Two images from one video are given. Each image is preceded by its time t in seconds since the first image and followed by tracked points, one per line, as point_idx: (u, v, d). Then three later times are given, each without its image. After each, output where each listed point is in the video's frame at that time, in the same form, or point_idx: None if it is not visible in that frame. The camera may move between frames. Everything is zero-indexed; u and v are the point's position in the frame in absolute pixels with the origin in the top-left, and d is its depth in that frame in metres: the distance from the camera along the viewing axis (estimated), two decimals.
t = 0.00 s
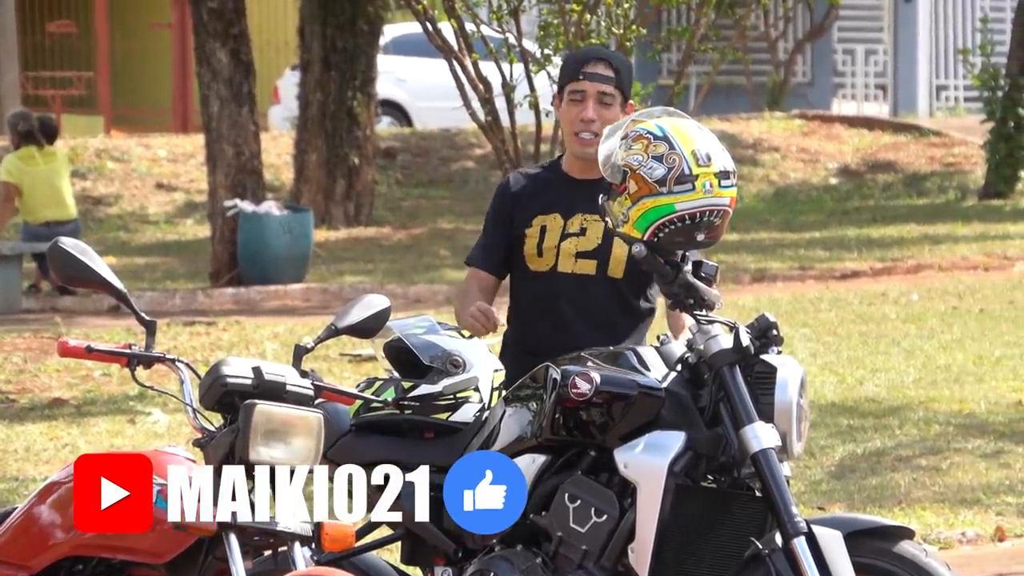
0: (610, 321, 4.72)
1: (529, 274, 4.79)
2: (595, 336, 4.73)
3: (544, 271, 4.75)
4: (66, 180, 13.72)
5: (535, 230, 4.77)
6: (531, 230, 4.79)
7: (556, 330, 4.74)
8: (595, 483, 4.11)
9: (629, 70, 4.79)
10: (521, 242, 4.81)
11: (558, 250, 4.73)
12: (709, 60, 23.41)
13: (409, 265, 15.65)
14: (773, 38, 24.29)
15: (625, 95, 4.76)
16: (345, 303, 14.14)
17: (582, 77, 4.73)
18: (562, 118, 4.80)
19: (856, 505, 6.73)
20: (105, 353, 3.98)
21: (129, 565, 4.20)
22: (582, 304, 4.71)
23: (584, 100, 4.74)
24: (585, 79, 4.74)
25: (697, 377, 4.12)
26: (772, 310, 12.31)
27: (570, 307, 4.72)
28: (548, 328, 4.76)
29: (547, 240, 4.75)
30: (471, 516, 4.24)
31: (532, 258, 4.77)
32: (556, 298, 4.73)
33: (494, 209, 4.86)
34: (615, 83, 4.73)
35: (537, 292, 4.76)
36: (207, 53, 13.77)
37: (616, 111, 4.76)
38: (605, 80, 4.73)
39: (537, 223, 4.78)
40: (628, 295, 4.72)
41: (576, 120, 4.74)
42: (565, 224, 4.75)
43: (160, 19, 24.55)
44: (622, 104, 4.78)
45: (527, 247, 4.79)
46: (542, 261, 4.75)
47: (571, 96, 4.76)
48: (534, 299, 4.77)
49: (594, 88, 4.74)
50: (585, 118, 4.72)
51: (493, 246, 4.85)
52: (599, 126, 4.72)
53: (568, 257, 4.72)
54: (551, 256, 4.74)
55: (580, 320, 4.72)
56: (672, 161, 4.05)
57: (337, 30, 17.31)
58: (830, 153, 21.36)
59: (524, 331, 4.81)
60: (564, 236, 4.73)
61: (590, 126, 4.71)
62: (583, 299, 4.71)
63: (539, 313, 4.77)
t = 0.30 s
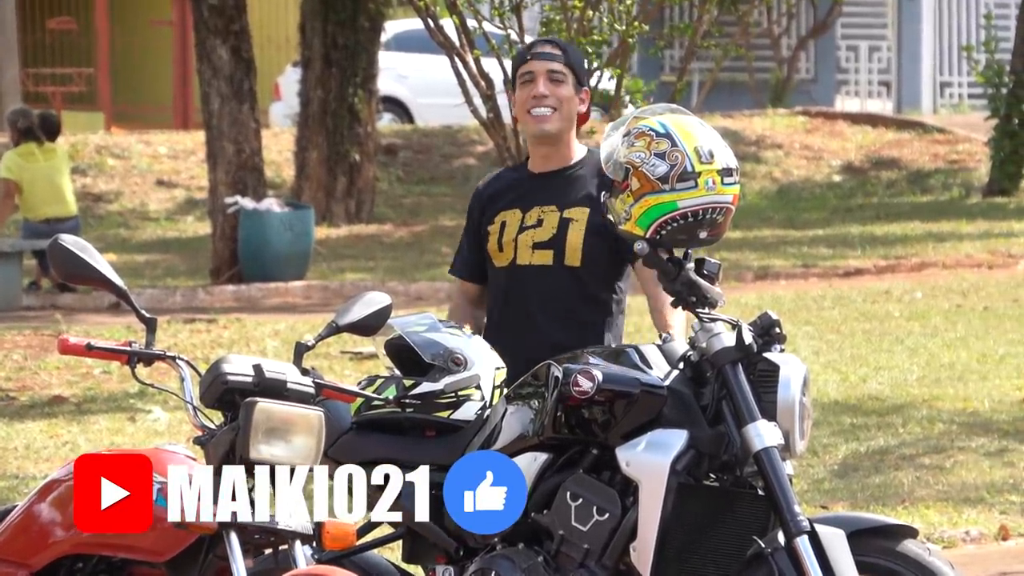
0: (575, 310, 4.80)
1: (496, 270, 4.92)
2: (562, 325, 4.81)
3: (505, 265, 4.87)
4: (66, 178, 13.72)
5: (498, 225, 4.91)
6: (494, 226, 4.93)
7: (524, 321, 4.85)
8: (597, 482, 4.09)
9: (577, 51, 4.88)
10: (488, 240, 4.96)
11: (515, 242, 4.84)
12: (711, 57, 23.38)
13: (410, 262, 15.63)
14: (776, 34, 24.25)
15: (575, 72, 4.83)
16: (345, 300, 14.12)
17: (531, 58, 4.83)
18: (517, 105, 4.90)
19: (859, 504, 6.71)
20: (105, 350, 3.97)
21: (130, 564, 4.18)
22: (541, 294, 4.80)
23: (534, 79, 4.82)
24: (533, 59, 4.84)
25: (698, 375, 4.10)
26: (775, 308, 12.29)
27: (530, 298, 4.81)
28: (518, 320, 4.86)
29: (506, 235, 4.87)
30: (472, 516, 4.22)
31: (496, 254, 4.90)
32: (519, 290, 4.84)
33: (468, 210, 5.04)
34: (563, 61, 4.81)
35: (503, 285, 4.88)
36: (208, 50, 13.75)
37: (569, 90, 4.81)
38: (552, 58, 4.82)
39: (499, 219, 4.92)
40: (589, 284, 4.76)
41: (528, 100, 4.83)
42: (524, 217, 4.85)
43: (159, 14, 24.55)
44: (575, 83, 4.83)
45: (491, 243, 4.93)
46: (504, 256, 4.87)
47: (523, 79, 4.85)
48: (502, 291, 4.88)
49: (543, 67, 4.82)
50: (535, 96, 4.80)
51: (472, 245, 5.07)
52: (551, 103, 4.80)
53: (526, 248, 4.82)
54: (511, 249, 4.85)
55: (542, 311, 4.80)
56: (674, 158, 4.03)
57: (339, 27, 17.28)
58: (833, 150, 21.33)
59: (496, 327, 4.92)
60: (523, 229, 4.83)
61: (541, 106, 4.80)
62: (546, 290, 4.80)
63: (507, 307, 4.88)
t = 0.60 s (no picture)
0: (544, 316, 4.81)
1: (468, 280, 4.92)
2: (533, 331, 4.81)
3: (473, 277, 4.88)
4: (71, 176, 13.74)
5: (465, 237, 4.90)
6: (461, 238, 4.92)
7: (496, 329, 4.85)
8: (602, 481, 4.10)
9: (530, 59, 4.80)
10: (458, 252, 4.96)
11: (483, 253, 4.83)
12: (717, 56, 23.40)
13: (415, 261, 15.63)
14: (782, 33, 24.27)
15: (531, 85, 4.76)
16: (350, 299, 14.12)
17: (483, 74, 4.77)
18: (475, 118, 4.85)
19: (864, 503, 6.70)
20: (110, 348, 3.97)
21: (136, 562, 4.19)
22: (511, 303, 4.81)
23: (487, 95, 4.76)
24: (485, 75, 4.77)
25: (703, 374, 4.10)
26: (779, 307, 12.29)
27: (501, 307, 4.83)
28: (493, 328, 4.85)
29: (473, 245, 4.86)
30: (473, 517, 4.20)
31: (465, 266, 4.90)
32: (488, 298, 4.84)
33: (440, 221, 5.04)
34: (517, 77, 4.73)
35: (474, 296, 4.89)
36: (213, 49, 13.77)
37: (524, 103, 4.74)
38: (506, 73, 4.74)
39: (466, 231, 4.91)
40: (558, 288, 4.78)
41: (483, 116, 4.78)
42: (491, 226, 4.84)
43: (165, 13, 24.60)
44: (530, 97, 4.76)
45: (461, 254, 4.92)
46: (474, 266, 4.87)
47: (478, 95, 4.79)
48: (473, 300, 4.89)
49: (497, 83, 4.75)
50: (489, 114, 4.75)
51: (446, 257, 5.08)
52: (505, 119, 4.74)
53: (494, 257, 4.81)
54: (479, 260, 4.85)
55: (514, 320, 4.82)
56: (679, 157, 4.03)
57: (345, 26, 17.31)
58: (839, 149, 21.33)
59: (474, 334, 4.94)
60: (489, 238, 4.82)
61: (496, 122, 4.75)
62: (515, 297, 4.81)
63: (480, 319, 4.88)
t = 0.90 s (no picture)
0: (549, 307, 4.77)
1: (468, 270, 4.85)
2: (538, 324, 4.78)
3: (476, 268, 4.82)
4: (85, 170, 13.77)
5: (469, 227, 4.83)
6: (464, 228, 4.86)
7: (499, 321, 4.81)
8: (615, 476, 4.09)
9: (552, 58, 4.81)
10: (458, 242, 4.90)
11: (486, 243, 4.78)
12: (731, 50, 23.37)
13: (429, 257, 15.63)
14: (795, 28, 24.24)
15: (551, 85, 4.77)
16: (364, 294, 14.12)
17: (507, 69, 4.76)
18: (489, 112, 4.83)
19: (877, 498, 6.69)
20: (123, 342, 3.95)
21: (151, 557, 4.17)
22: (515, 296, 4.77)
23: (507, 91, 4.75)
24: (509, 70, 4.76)
25: (717, 368, 4.09)
26: (793, 302, 12.27)
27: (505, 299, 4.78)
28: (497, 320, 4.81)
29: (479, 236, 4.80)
30: (474, 516, 4.27)
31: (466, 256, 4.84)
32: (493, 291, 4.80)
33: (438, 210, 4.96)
34: (539, 76, 4.74)
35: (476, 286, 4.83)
36: (227, 43, 13.79)
37: (543, 104, 4.76)
38: (530, 71, 4.74)
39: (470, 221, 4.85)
40: (565, 281, 4.75)
41: (500, 111, 4.76)
42: (497, 218, 4.79)
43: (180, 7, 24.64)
44: (549, 96, 4.77)
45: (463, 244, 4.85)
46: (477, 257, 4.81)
47: (496, 88, 4.79)
48: (477, 291, 4.84)
49: (518, 79, 4.75)
50: (507, 110, 4.74)
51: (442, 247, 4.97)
52: (523, 116, 4.74)
53: (502, 248, 4.76)
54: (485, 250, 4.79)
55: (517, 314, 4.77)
56: (693, 152, 4.02)
57: (359, 21, 17.34)
58: (853, 144, 21.30)
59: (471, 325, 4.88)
60: (497, 229, 4.77)
61: (513, 117, 4.73)
62: (522, 289, 4.77)
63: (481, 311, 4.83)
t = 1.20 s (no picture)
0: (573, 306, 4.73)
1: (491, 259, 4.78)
2: (562, 324, 4.74)
3: (502, 257, 4.75)
4: (97, 168, 13.77)
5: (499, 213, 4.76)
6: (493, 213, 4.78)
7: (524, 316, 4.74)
8: (626, 473, 4.09)
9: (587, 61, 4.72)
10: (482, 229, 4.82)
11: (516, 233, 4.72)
12: (742, 48, 23.37)
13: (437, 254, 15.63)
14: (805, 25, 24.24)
15: (585, 91, 4.69)
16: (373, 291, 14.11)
17: (540, 73, 4.66)
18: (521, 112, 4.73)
19: (889, 496, 6.70)
20: (136, 341, 3.94)
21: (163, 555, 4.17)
22: (543, 291, 4.73)
23: (542, 96, 4.65)
24: (542, 74, 4.66)
25: (728, 366, 4.10)
26: (805, 300, 12.28)
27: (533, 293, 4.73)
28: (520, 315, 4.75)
29: (508, 225, 4.75)
30: (472, 519, 4.29)
31: (492, 244, 4.77)
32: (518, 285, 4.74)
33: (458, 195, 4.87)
34: (576, 82, 4.65)
35: (500, 276, 4.77)
36: (239, 41, 13.78)
37: (576, 109, 4.67)
38: (565, 77, 4.65)
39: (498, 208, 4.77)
40: (591, 280, 4.73)
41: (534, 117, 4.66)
42: (526, 211, 4.73)
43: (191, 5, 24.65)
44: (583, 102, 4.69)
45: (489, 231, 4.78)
46: (502, 247, 4.75)
47: (529, 91, 4.69)
48: (503, 284, 4.76)
49: (553, 86, 4.65)
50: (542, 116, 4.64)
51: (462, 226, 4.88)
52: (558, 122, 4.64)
53: (530, 242, 4.71)
54: (513, 241, 4.73)
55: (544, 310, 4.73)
56: (704, 150, 4.03)
57: (369, 18, 17.33)
58: (864, 141, 21.29)
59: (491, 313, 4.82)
60: (526, 222, 4.72)
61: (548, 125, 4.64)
62: (548, 287, 4.73)
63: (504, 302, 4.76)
